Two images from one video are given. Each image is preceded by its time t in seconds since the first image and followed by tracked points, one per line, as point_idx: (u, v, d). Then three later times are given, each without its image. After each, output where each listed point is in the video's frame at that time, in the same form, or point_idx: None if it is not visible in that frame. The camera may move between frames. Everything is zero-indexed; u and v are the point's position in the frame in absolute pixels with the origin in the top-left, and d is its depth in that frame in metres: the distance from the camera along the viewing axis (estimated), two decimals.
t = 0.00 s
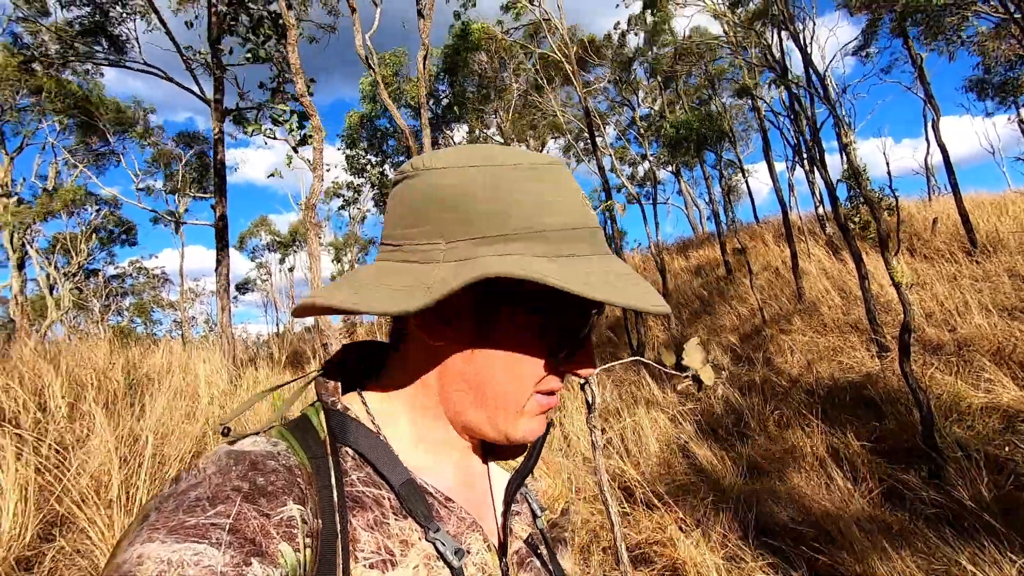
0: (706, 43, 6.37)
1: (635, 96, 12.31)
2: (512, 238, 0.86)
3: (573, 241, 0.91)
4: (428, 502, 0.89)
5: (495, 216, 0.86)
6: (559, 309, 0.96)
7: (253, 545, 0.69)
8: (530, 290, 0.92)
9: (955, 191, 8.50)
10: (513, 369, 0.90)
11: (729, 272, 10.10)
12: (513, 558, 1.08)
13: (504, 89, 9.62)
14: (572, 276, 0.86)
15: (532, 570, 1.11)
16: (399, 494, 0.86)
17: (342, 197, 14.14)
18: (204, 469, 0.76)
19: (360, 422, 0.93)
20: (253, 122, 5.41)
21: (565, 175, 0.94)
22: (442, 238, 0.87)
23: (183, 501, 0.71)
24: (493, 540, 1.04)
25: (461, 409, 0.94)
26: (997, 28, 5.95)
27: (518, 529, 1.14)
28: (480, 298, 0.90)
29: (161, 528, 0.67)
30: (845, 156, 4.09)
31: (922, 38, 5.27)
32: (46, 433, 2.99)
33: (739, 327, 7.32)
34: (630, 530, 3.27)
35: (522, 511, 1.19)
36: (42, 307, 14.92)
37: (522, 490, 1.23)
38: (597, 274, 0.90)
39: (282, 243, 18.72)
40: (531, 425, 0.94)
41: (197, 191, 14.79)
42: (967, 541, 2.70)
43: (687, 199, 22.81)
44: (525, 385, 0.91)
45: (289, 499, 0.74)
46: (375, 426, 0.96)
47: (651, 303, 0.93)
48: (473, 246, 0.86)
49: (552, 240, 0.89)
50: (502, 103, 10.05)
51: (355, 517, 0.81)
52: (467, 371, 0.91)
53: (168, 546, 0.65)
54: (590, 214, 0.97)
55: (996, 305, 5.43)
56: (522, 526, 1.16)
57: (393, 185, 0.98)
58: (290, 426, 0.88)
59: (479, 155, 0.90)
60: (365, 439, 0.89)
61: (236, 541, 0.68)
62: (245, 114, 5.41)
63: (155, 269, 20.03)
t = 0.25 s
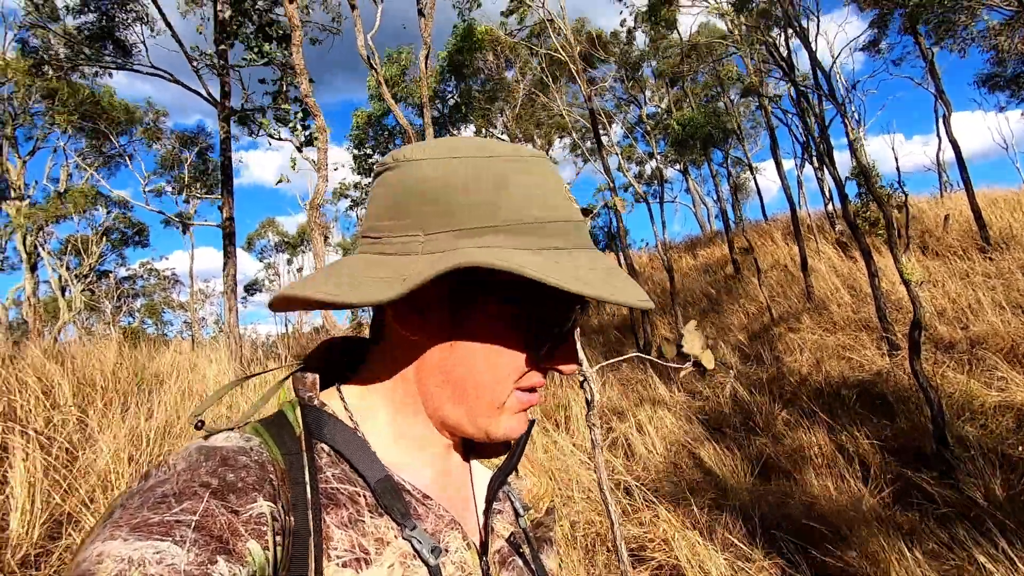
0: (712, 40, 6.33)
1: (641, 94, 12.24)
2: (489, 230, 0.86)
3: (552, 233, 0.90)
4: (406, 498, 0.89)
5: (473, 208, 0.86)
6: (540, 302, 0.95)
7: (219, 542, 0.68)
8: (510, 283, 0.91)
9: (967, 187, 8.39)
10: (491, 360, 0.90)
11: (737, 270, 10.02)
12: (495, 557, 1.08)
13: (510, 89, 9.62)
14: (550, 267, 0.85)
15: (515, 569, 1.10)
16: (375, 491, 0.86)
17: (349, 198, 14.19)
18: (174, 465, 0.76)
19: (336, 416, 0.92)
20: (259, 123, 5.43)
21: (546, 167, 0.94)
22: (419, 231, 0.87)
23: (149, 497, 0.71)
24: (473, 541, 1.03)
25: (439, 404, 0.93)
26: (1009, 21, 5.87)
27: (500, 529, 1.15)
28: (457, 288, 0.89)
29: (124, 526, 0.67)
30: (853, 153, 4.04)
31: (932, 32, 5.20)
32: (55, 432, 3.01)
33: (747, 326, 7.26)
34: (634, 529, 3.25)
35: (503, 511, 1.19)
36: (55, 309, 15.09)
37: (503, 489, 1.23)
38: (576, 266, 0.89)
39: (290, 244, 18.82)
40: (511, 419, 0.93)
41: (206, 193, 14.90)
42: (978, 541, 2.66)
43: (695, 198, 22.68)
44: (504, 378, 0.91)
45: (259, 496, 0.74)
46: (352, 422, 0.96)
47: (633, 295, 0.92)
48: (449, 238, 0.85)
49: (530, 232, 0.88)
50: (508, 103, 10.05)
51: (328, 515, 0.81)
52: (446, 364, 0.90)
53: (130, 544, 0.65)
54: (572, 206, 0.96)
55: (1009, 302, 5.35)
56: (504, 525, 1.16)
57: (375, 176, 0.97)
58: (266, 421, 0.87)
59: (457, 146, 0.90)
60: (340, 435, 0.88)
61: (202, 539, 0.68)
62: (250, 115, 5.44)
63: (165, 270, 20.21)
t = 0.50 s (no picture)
0: (720, 32, 6.26)
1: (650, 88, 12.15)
2: (469, 221, 0.89)
3: (532, 224, 0.93)
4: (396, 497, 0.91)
5: (453, 200, 0.88)
6: (519, 295, 0.98)
7: (204, 545, 0.70)
8: (490, 276, 0.94)
9: (985, 177, 8.24)
10: (470, 355, 0.92)
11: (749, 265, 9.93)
12: (490, 554, 1.13)
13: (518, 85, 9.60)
14: (526, 257, 0.87)
15: (510, 566, 1.16)
16: (364, 490, 0.88)
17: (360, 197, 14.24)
18: (158, 467, 0.77)
19: (325, 416, 0.95)
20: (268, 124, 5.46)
21: (527, 161, 0.96)
22: (402, 222, 0.90)
23: (131, 500, 0.71)
24: (467, 538, 1.07)
25: (423, 401, 0.96)
26: None
27: (495, 526, 1.19)
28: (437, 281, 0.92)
29: (105, 529, 0.68)
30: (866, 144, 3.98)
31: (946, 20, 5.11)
32: (72, 431, 3.06)
33: (759, 321, 7.19)
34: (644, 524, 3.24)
35: (498, 507, 1.23)
36: (72, 310, 15.31)
37: (499, 485, 1.28)
38: (554, 257, 0.91)
39: (301, 244, 18.94)
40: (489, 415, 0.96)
41: (218, 194, 15.04)
42: (996, 537, 2.62)
43: (706, 192, 22.49)
44: (484, 373, 0.93)
45: (244, 497, 0.76)
46: (343, 421, 1.00)
47: (612, 286, 0.94)
48: (429, 229, 0.88)
49: (510, 224, 0.91)
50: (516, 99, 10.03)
51: (317, 515, 0.83)
52: (427, 363, 0.93)
53: (110, 548, 0.66)
54: (554, 199, 0.99)
55: None
56: (500, 522, 1.21)
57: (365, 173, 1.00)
58: (253, 420, 0.89)
59: (441, 140, 0.93)
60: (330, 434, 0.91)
61: (185, 541, 0.69)
62: (260, 116, 5.47)
63: (179, 271, 20.42)
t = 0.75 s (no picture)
0: (734, 26, 6.20)
1: (664, 84, 12.06)
2: (454, 209, 0.92)
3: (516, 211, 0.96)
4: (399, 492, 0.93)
5: (438, 191, 0.92)
6: (510, 284, 1.00)
7: (205, 542, 0.71)
8: (479, 266, 0.97)
9: (1011, 169, 8.04)
10: (462, 345, 0.95)
11: (767, 261, 9.82)
12: (494, 548, 1.17)
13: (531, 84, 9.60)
14: (507, 243, 0.90)
15: (515, 560, 1.20)
16: (366, 485, 0.90)
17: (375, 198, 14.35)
18: (161, 463, 0.78)
19: (326, 412, 0.96)
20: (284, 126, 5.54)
21: (513, 153, 1.00)
22: (392, 213, 0.94)
23: (134, 498, 0.73)
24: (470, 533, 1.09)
25: (419, 395, 0.99)
26: None
27: (499, 520, 1.23)
28: (428, 272, 0.95)
29: (107, 527, 0.69)
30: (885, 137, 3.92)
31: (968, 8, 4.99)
32: (97, 429, 3.14)
33: (777, 318, 7.11)
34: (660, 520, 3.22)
35: (502, 501, 1.26)
36: (97, 311, 15.66)
37: (503, 481, 1.30)
38: (537, 241, 0.93)
39: (317, 244, 19.13)
40: (483, 405, 0.99)
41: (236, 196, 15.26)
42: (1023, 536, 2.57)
43: (722, 188, 22.26)
44: (474, 361, 0.96)
45: (246, 494, 0.77)
46: (345, 417, 1.01)
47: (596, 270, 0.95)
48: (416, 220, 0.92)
49: (494, 212, 0.94)
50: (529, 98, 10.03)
51: (320, 511, 0.85)
52: (420, 354, 0.96)
53: (111, 546, 0.67)
54: (539, 187, 1.01)
55: None
56: (503, 516, 1.24)
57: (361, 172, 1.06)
58: (257, 417, 0.91)
59: (428, 137, 0.97)
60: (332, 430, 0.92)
61: (186, 539, 0.70)
62: (276, 119, 5.54)
63: (199, 273, 20.77)
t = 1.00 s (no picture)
0: (746, 22, 6.15)
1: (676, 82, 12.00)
2: (440, 201, 0.93)
3: (501, 200, 0.97)
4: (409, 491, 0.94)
5: (427, 183, 0.94)
6: (501, 277, 1.01)
7: (217, 541, 0.72)
8: (470, 260, 0.98)
9: None
10: (453, 339, 0.97)
11: (781, 259, 9.72)
12: (503, 544, 1.15)
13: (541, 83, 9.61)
14: (494, 232, 0.91)
15: (524, 556, 1.17)
16: (376, 484, 0.92)
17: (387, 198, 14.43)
18: (171, 465, 0.80)
19: (335, 412, 0.99)
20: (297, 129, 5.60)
21: (502, 145, 1.01)
22: (381, 209, 0.95)
23: (146, 498, 0.74)
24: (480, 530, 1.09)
25: (417, 392, 1.01)
26: None
27: (507, 518, 1.22)
28: (420, 265, 0.97)
29: (119, 528, 0.71)
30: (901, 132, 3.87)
31: None
32: (118, 428, 3.20)
33: (792, 316, 7.04)
34: (674, 519, 3.21)
35: (510, 499, 1.28)
36: (116, 313, 15.94)
37: (510, 479, 1.32)
38: (524, 230, 0.95)
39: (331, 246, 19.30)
40: (478, 401, 1.01)
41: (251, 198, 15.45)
42: None
43: (736, 185, 22.08)
44: (466, 356, 0.98)
45: (256, 493, 0.78)
46: (353, 416, 1.03)
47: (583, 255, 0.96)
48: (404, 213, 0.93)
49: (481, 202, 0.95)
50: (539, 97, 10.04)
51: (330, 509, 0.86)
52: (412, 350, 0.98)
53: (124, 547, 0.68)
54: (525, 177, 1.02)
55: None
56: (512, 513, 1.24)
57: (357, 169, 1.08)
58: (265, 418, 0.93)
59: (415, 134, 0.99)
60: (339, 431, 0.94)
61: (198, 538, 0.72)
62: (289, 122, 5.61)
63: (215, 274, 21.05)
